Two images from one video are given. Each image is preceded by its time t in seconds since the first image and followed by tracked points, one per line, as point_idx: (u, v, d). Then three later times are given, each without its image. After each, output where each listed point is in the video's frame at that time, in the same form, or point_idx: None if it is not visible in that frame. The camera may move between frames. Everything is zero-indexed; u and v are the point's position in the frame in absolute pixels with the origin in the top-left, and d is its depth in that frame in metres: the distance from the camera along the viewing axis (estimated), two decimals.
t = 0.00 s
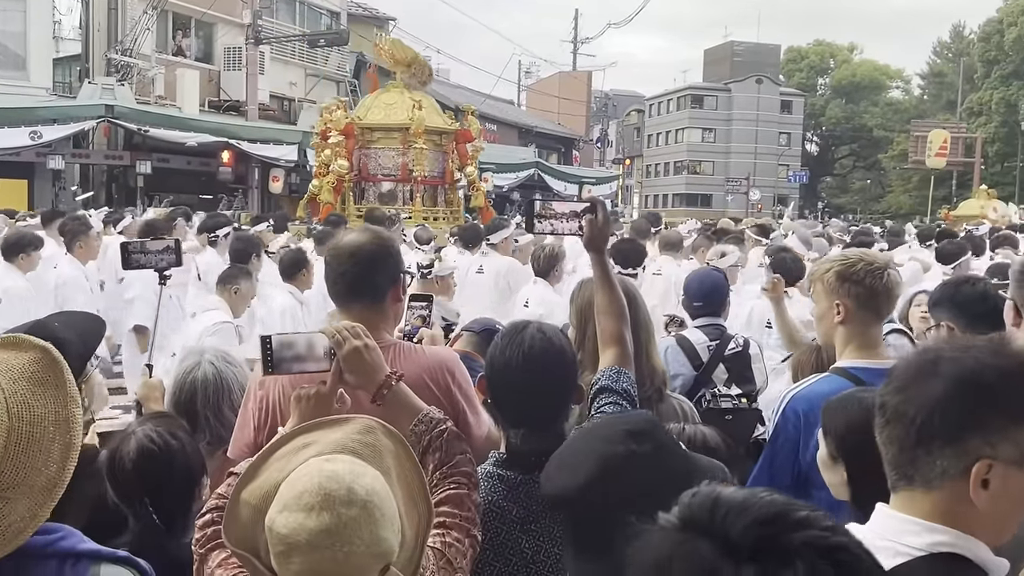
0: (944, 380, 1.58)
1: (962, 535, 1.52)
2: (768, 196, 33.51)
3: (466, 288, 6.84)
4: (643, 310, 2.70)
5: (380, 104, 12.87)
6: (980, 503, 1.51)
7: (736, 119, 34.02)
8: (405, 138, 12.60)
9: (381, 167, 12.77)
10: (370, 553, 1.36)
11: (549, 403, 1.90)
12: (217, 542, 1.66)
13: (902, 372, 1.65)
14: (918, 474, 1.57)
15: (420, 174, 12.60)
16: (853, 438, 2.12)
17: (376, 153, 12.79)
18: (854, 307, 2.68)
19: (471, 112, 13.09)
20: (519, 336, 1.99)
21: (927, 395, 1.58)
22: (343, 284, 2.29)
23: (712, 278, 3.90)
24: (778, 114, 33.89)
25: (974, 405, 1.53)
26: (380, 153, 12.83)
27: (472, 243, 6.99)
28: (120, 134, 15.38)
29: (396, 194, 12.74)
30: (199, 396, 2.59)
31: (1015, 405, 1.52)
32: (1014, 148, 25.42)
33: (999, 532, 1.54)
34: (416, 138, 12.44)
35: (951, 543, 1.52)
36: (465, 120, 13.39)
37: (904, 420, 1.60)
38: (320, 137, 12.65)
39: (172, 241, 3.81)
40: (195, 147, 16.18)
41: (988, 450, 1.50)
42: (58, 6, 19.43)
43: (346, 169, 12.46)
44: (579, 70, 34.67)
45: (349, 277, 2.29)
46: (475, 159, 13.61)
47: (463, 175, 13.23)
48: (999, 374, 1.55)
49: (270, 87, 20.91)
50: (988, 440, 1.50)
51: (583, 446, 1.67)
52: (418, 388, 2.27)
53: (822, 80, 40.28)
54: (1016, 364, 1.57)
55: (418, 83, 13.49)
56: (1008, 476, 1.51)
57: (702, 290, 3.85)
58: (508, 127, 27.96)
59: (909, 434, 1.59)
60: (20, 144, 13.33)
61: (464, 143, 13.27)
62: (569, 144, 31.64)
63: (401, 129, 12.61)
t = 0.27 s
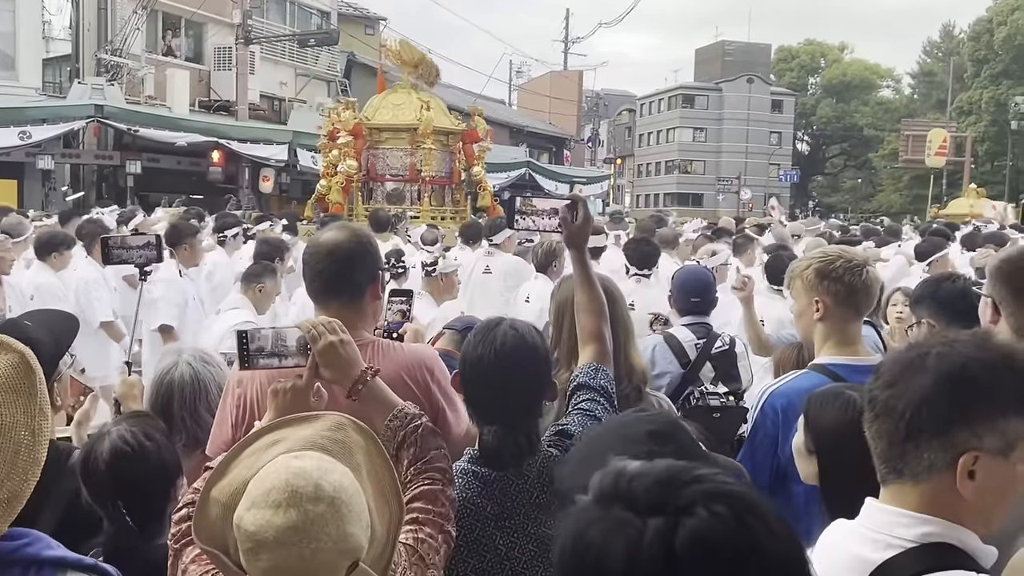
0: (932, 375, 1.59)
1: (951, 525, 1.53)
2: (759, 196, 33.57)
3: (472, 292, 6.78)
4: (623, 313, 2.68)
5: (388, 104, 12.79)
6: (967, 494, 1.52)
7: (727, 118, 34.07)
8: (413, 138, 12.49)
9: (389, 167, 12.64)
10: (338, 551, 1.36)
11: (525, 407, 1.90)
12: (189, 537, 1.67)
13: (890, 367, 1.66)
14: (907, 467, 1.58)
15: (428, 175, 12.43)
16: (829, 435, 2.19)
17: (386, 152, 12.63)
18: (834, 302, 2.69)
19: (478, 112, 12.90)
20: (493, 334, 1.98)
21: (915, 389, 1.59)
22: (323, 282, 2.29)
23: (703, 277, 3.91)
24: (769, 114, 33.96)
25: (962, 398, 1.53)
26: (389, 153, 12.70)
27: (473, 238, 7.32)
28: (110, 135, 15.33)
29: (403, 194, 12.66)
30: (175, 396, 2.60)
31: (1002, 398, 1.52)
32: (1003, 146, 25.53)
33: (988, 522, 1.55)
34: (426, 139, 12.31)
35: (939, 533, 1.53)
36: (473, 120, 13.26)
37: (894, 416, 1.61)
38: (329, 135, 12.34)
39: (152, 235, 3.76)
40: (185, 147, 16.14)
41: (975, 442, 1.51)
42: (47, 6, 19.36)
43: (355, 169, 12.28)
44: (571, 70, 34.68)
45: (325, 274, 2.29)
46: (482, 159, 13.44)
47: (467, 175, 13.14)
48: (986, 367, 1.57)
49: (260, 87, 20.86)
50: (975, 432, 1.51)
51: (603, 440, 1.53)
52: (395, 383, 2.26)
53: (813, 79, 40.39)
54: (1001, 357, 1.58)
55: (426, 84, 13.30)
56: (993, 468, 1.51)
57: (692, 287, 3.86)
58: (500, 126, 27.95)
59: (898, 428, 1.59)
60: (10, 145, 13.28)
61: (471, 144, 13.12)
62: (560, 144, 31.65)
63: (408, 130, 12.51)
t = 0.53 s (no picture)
0: (940, 372, 1.55)
1: (960, 524, 1.50)
2: (757, 198, 33.60)
3: (480, 291, 6.51)
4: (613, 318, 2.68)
5: (402, 108, 13.08)
6: (974, 494, 1.50)
7: (725, 120, 34.07)
8: (427, 140, 12.77)
9: (403, 169, 12.84)
10: (311, 556, 1.34)
11: (509, 411, 1.90)
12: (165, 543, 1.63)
13: (900, 366, 1.63)
14: (914, 465, 1.56)
15: (442, 176, 12.63)
16: (816, 438, 2.18)
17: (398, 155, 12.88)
18: (819, 305, 2.68)
19: (490, 115, 13.12)
20: (473, 336, 1.97)
21: (923, 387, 1.56)
22: (302, 286, 2.26)
23: (705, 278, 3.88)
24: (766, 116, 33.99)
25: (969, 398, 1.51)
26: (403, 156, 12.92)
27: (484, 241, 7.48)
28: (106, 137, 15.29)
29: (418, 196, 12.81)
30: (155, 402, 2.59)
31: (1013, 398, 1.49)
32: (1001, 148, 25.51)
33: (997, 523, 1.53)
34: (439, 140, 12.53)
35: (948, 531, 1.50)
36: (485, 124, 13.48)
37: (903, 413, 1.58)
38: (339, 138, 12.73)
39: (136, 236, 3.72)
40: (181, 149, 16.11)
41: (983, 442, 1.48)
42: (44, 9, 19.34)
43: (370, 171, 12.49)
44: (568, 72, 34.68)
45: (305, 278, 2.27)
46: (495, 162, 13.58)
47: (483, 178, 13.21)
48: (996, 366, 1.53)
49: (257, 89, 20.84)
50: (984, 432, 1.48)
51: (646, 443, 1.40)
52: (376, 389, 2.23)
53: (811, 81, 40.43)
54: (1011, 355, 1.55)
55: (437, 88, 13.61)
56: (1000, 468, 1.49)
57: (693, 289, 3.84)
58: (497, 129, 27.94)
59: (907, 426, 1.57)
60: (5, 147, 13.24)
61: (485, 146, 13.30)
62: (558, 146, 31.64)
63: (422, 132, 12.80)
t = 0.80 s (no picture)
0: (990, 386, 1.55)
1: (1006, 537, 1.50)
2: (752, 201, 33.65)
3: (483, 297, 6.42)
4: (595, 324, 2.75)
5: (413, 113, 13.70)
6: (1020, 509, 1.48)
7: (719, 124, 34.12)
8: (438, 145, 13.41)
9: (414, 174, 13.58)
10: (277, 564, 1.39)
11: (488, 416, 2.00)
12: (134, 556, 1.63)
13: (949, 378, 1.62)
14: (958, 476, 1.55)
15: (452, 180, 13.31)
16: (799, 444, 2.17)
17: (410, 161, 13.62)
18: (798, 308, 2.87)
19: (499, 122, 13.81)
20: (448, 341, 2.05)
21: (973, 398, 1.55)
22: (279, 295, 2.25)
23: (697, 283, 3.89)
24: (761, 119, 34.06)
25: (1018, 414, 1.50)
26: (414, 161, 13.66)
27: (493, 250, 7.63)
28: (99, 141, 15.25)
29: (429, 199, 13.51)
30: (129, 404, 2.62)
31: None
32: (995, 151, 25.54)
33: None
34: (450, 145, 13.22)
35: (994, 544, 1.49)
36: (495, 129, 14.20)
37: (951, 422, 1.57)
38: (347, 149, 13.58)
39: (119, 240, 3.69)
40: (175, 153, 16.09)
41: None
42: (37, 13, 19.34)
43: (381, 175, 13.27)
44: (563, 76, 34.73)
45: (276, 286, 2.26)
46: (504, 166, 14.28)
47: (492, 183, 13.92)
48: None
49: (251, 93, 20.84)
50: None
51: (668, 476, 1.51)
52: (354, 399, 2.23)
53: (805, 84, 40.52)
54: None
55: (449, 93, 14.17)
56: None
57: (685, 292, 3.84)
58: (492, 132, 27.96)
59: (953, 436, 1.56)
60: None
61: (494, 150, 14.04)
62: (553, 149, 31.67)
63: (433, 137, 13.44)
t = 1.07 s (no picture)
0: None
1: None
2: (747, 206, 33.71)
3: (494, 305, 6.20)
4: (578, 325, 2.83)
5: (424, 120, 13.78)
6: None
7: (714, 129, 34.19)
8: (450, 152, 13.56)
9: (426, 181, 13.68)
10: (247, 570, 1.46)
11: (472, 420, 2.05)
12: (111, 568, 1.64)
13: None
14: None
15: (465, 187, 13.48)
16: (789, 451, 2.17)
17: (420, 167, 13.70)
18: (783, 313, 2.94)
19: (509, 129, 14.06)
20: (432, 346, 2.12)
21: None
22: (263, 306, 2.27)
23: (683, 289, 3.92)
24: (755, 124, 34.19)
25: None
26: (425, 167, 13.77)
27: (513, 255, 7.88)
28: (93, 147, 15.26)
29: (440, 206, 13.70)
30: (109, 406, 2.65)
31: None
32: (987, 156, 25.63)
33: None
34: (463, 153, 13.37)
35: None
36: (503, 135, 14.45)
37: None
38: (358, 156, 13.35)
39: (106, 246, 3.65)
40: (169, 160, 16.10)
41: None
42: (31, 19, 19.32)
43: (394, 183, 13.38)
44: (558, 81, 34.80)
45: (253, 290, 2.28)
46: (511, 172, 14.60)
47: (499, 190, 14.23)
48: None
49: (246, 99, 20.85)
50: None
51: (691, 482, 1.55)
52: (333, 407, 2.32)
53: (799, 90, 40.62)
54: None
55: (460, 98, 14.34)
56: None
57: (674, 299, 3.86)
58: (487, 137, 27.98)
59: None
60: None
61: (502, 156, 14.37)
62: (547, 155, 31.70)
63: (445, 145, 13.57)
